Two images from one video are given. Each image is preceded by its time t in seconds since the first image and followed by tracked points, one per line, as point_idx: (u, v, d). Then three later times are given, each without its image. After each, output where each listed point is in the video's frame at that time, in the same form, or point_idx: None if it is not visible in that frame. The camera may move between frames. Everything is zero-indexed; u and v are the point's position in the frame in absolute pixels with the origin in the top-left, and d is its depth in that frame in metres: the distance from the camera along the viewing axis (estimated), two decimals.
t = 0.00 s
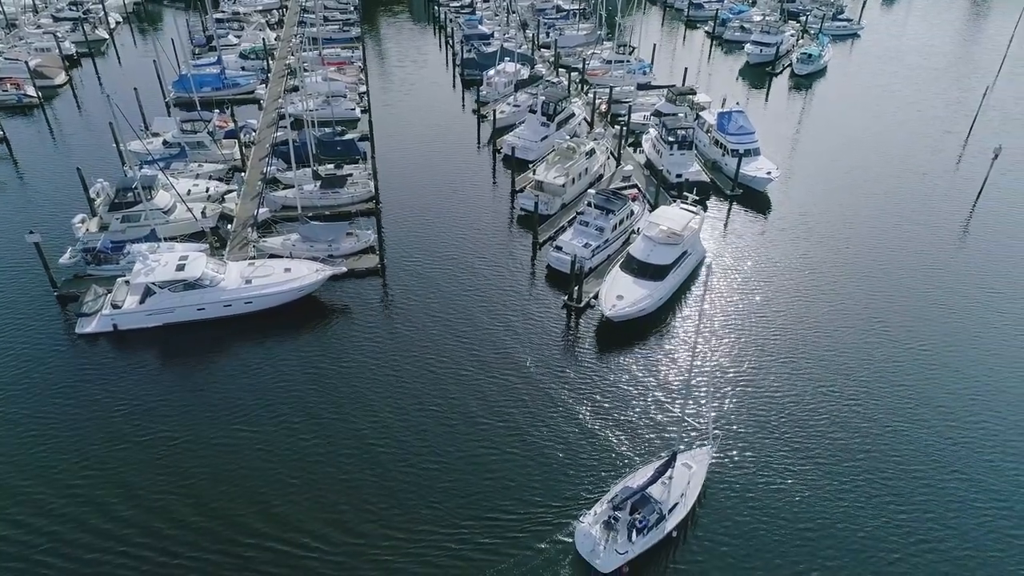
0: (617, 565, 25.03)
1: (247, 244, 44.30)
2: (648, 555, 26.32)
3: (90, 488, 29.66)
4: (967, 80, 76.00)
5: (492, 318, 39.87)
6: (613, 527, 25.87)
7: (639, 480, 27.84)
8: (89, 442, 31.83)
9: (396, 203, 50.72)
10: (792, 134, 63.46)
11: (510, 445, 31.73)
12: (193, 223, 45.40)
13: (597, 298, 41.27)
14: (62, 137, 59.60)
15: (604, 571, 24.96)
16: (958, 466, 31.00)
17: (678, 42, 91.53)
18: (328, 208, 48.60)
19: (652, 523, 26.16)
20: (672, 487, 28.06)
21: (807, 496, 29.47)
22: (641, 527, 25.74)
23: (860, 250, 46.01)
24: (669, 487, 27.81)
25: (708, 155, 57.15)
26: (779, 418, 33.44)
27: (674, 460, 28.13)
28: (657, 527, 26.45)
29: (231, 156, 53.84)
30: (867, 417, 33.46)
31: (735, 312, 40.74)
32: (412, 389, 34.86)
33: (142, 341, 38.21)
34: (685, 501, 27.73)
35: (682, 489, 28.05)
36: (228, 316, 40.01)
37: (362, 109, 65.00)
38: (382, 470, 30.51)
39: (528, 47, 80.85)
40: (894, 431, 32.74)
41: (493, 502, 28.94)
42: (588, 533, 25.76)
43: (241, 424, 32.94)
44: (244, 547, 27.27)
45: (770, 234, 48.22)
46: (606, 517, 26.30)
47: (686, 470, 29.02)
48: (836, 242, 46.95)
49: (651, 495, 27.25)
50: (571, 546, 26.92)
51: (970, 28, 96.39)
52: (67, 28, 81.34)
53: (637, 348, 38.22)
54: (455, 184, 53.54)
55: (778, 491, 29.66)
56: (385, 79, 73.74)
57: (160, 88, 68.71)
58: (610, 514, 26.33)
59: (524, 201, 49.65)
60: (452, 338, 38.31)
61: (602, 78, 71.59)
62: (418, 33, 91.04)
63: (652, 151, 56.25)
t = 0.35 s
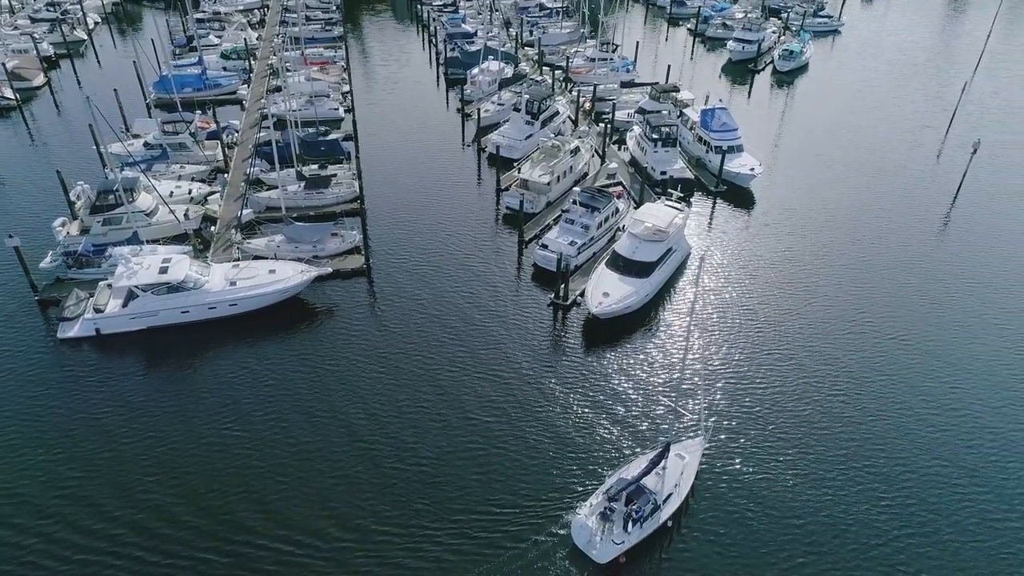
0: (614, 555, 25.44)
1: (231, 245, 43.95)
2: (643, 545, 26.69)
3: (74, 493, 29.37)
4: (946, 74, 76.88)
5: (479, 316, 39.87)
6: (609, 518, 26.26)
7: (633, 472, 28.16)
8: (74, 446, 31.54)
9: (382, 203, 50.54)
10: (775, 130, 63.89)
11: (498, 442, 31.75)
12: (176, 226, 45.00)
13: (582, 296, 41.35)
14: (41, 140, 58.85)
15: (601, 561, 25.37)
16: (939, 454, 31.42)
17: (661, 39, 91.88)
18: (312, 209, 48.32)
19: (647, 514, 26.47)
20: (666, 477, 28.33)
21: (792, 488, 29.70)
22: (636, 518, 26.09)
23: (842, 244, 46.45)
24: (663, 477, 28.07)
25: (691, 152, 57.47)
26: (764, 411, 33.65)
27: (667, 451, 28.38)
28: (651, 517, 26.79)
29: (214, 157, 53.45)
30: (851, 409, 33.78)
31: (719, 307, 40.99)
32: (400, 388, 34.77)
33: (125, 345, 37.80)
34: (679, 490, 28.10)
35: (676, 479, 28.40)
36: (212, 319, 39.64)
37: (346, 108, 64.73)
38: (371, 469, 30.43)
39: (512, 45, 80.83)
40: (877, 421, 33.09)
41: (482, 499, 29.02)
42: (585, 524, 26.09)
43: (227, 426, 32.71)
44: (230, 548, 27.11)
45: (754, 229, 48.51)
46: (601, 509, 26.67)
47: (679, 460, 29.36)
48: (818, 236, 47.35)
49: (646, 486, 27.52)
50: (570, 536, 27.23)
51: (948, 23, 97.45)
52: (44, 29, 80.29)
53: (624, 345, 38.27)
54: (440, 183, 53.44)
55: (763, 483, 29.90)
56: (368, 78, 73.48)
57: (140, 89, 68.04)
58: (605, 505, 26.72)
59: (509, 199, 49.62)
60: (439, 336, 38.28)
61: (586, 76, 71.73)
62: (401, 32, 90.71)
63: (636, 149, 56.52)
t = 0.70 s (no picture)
0: (610, 545, 25.82)
1: (215, 247, 43.63)
2: (640, 534, 27.00)
3: (58, 496, 29.09)
4: (926, 70, 77.71)
5: (466, 314, 39.85)
6: (604, 509, 26.60)
7: (628, 463, 28.70)
8: (58, 450, 31.23)
9: (367, 202, 50.37)
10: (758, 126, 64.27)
11: (486, 438, 31.74)
12: (159, 228, 44.60)
13: (569, 293, 41.42)
14: (20, 142, 58.10)
15: (598, 552, 25.73)
16: (921, 443, 31.79)
17: (645, 36, 92.15)
18: (297, 209, 48.06)
19: (642, 504, 26.79)
20: (660, 467, 28.78)
21: (777, 479, 29.94)
22: (632, 509, 26.43)
23: (826, 238, 46.84)
24: (657, 468, 28.52)
25: (676, 149, 57.70)
26: (749, 404, 33.88)
27: (659, 442, 28.82)
28: (646, 507, 27.11)
29: (197, 158, 53.03)
30: (835, 400, 34.08)
31: (704, 302, 41.20)
32: (387, 387, 34.69)
33: (108, 349, 37.40)
34: (674, 480, 28.34)
35: (669, 469, 28.65)
36: (197, 322, 39.31)
37: (330, 108, 64.45)
38: (359, 468, 30.33)
39: (495, 43, 80.76)
40: (860, 412, 33.42)
41: (471, 495, 29.02)
42: (581, 516, 26.46)
43: (213, 427, 32.51)
44: (218, 549, 26.94)
45: (739, 224, 48.79)
46: (597, 500, 27.01)
47: (672, 451, 29.70)
48: (802, 230, 47.71)
49: (640, 477, 27.95)
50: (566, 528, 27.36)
51: (926, 18, 98.66)
52: (21, 30, 79.23)
53: (611, 341, 38.37)
54: (426, 182, 53.33)
55: (749, 475, 30.13)
56: (351, 77, 73.13)
57: (120, 90, 67.35)
58: (601, 496, 27.07)
59: (494, 197, 49.60)
60: (426, 334, 38.25)
61: (570, 74, 71.85)
62: (384, 30, 90.37)
63: (621, 147, 56.69)
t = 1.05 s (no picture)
0: (606, 536, 26.14)
1: (199, 248, 43.30)
2: (634, 524, 27.26)
3: (43, 502, 28.86)
4: (906, 64, 78.46)
5: (453, 312, 39.88)
6: (600, 500, 26.93)
7: (622, 454, 28.68)
8: (41, 455, 30.96)
9: (352, 202, 50.17)
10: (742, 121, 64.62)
11: (474, 435, 31.83)
12: (142, 230, 44.18)
13: (556, 291, 41.45)
14: None
15: (594, 543, 26.04)
16: (904, 432, 32.13)
17: (629, 33, 92.34)
18: (281, 210, 47.76)
19: (637, 494, 27.09)
20: (653, 458, 28.95)
21: (763, 471, 30.16)
22: (627, 499, 26.73)
23: (809, 232, 47.20)
24: (650, 458, 28.71)
25: (660, 145, 57.91)
26: (734, 397, 34.08)
27: (653, 432, 29.03)
28: (641, 497, 27.38)
29: (179, 159, 52.62)
30: (819, 391, 34.34)
31: (689, 296, 41.42)
32: (374, 385, 34.68)
33: (92, 353, 37.01)
34: (667, 470, 28.69)
35: (663, 459, 28.95)
36: (182, 324, 38.98)
37: (313, 107, 64.12)
38: (347, 467, 30.27)
39: (479, 41, 80.64)
40: (844, 403, 33.72)
41: (459, 492, 29.10)
42: (577, 508, 26.76)
43: (199, 429, 32.34)
44: (205, 550, 26.85)
45: (723, 220, 49.05)
46: (593, 491, 27.32)
47: (665, 441, 29.84)
48: (786, 225, 48.05)
49: (634, 467, 28.09)
50: (559, 520, 27.50)
51: (905, 14, 99.69)
52: None
53: (598, 338, 38.44)
54: (411, 181, 53.20)
55: (734, 467, 30.34)
56: (334, 76, 72.77)
57: (101, 91, 66.69)
58: (596, 488, 27.31)
59: (480, 196, 49.56)
60: (413, 332, 38.24)
61: (554, 71, 71.89)
62: (367, 29, 89.96)
63: (606, 144, 56.83)
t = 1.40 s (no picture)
0: (604, 524, 26.25)
1: (183, 249, 42.93)
2: (630, 513, 27.46)
3: (28, 505, 28.58)
4: (888, 58, 79.21)
5: (441, 310, 39.83)
6: (596, 490, 27.02)
7: (617, 445, 28.76)
8: (26, 458, 30.65)
9: (338, 201, 49.93)
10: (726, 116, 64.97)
11: (462, 430, 31.82)
12: (125, 231, 43.74)
13: (543, 288, 41.46)
14: None
15: (592, 532, 26.17)
16: (887, 420, 32.47)
17: (613, 29, 92.53)
18: (266, 209, 47.47)
19: (633, 483, 27.27)
20: (647, 447, 29.09)
21: (749, 461, 30.35)
22: (623, 488, 26.88)
23: (794, 225, 47.55)
24: (645, 447, 28.85)
25: (645, 141, 58.12)
26: (720, 388, 34.29)
27: (647, 421, 29.14)
28: (637, 486, 27.55)
29: (162, 159, 52.21)
30: (803, 382, 34.64)
31: (675, 290, 41.59)
32: (361, 383, 34.55)
33: (75, 356, 36.57)
34: (661, 459, 28.87)
35: (656, 448, 29.10)
36: (167, 326, 38.60)
37: (297, 106, 63.80)
38: (336, 465, 30.11)
39: (463, 39, 80.53)
40: (828, 392, 34.02)
41: (449, 487, 29.07)
42: (574, 498, 26.86)
43: (185, 429, 32.12)
44: (195, 550, 26.66)
45: (709, 214, 49.28)
46: (588, 482, 27.47)
47: (658, 431, 30.04)
48: (770, 218, 48.39)
49: (629, 457, 28.25)
50: (550, 515, 27.60)
51: (886, 8, 100.63)
52: None
53: (586, 334, 38.47)
54: (397, 179, 53.04)
55: (721, 457, 30.51)
56: (318, 75, 72.41)
57: (80, 92, 66.01)
58: (592, 479, 27.46)
59: (466, 193, 49.47)
60: (400, 330, 38.15)
61: (539, 68, 71.93)
62: (351, 26, 89.55)
63: (591, 140, 56.95)
